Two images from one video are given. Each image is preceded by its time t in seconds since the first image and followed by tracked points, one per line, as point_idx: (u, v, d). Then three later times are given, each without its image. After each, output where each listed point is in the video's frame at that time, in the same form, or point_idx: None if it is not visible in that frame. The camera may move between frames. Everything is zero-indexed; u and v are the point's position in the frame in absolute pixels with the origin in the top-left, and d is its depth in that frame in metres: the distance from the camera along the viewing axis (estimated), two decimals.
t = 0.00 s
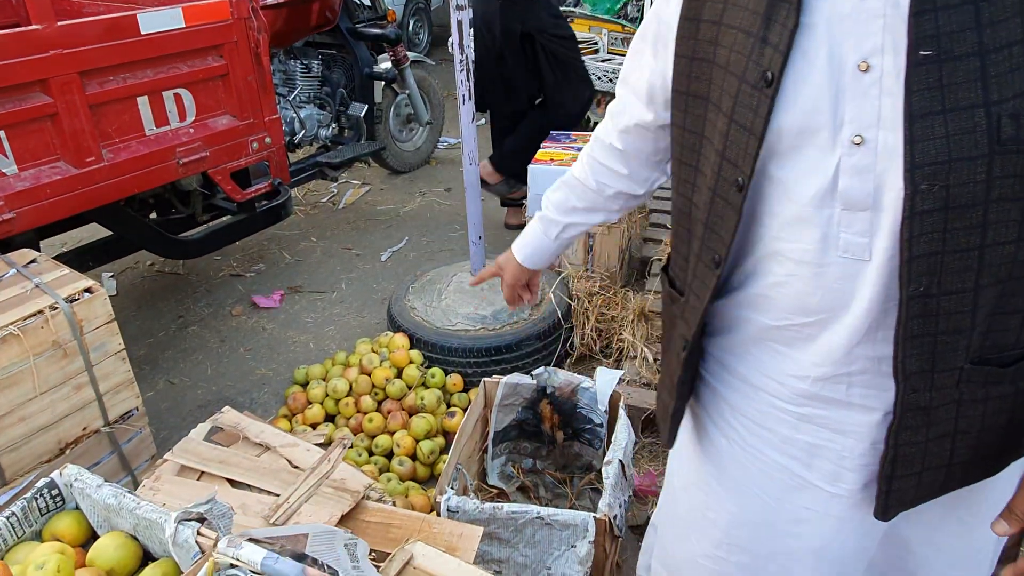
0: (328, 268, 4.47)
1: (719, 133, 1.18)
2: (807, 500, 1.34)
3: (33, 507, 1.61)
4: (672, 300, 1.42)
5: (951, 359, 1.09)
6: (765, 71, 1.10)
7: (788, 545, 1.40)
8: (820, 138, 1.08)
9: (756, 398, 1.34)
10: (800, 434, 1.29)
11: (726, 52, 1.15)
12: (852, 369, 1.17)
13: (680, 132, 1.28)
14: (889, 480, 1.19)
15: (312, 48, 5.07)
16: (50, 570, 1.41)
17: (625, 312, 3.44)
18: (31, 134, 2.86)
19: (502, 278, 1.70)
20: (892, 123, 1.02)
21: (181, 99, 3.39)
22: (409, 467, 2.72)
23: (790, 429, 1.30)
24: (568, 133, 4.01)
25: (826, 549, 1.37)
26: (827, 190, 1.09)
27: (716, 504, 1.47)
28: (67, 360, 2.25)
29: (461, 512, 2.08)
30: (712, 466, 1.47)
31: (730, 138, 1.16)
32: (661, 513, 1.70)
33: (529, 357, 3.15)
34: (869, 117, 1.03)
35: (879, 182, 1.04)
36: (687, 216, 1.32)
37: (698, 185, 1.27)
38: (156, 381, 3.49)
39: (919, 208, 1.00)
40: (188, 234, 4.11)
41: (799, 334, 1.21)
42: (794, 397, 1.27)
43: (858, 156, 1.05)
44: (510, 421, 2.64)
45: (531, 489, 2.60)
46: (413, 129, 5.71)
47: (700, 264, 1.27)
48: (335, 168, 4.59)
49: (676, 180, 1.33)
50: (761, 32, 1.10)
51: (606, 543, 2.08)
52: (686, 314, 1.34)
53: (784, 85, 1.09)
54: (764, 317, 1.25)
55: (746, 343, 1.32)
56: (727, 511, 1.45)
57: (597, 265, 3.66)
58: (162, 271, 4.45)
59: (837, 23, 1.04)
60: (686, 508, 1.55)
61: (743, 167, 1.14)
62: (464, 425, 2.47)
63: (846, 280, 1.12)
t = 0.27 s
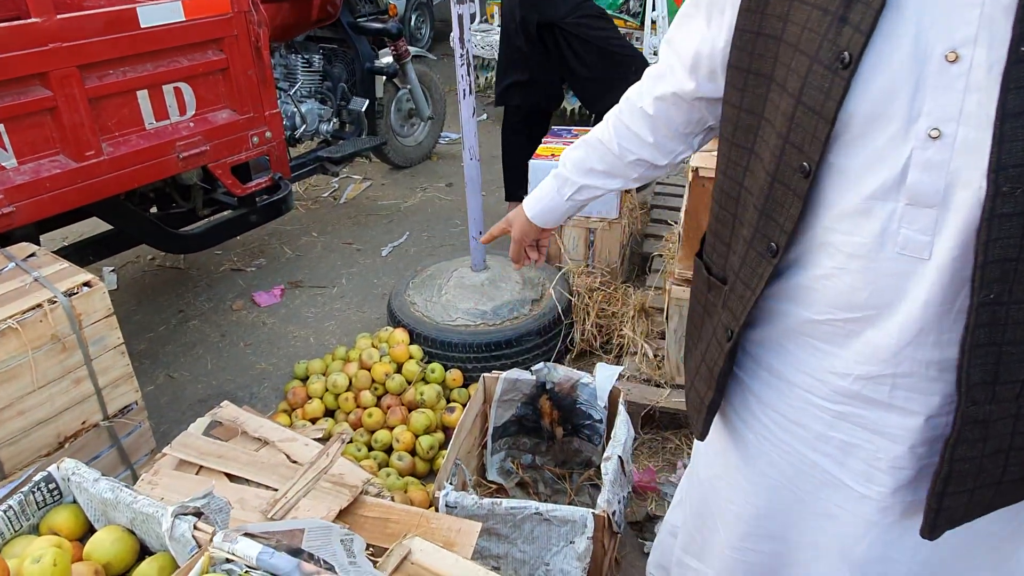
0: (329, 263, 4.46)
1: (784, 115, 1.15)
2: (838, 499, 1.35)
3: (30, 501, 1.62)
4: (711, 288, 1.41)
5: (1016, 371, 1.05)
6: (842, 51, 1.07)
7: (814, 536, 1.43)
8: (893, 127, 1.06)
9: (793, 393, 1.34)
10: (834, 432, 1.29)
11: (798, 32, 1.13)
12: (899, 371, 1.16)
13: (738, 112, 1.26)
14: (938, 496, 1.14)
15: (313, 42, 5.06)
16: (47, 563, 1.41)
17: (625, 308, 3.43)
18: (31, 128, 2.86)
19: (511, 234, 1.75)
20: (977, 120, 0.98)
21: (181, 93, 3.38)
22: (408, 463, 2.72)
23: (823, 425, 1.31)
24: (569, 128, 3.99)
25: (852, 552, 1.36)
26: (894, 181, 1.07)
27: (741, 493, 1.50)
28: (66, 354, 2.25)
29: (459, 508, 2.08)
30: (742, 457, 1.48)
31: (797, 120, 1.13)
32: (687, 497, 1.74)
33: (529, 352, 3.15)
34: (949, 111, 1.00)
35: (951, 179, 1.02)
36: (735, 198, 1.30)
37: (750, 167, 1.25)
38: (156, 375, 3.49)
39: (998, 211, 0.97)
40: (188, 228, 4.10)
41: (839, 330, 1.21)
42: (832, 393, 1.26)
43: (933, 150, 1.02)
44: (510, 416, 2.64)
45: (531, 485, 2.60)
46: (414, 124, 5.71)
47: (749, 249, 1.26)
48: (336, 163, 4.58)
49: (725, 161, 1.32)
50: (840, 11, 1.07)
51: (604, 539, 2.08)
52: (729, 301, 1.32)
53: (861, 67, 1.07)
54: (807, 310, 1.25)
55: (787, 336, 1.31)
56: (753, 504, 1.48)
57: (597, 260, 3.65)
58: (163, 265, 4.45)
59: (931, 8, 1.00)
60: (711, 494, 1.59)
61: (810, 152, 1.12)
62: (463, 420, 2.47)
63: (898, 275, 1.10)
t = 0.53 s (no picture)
0: (329, 259, 4.46)
1: (836, 106, 1.07)
2: (871, 502, 1.31)
3: (29, 497, 1.62)
4: (735, 288, 1.33)
5: None
6: (911, 38, 0.99)
7: (840, 534, 1.41)
8: (957, 121, 0.99)
9: (824, 397, 1.28)
10: (870, 435, 1.25)
11: (851, 19, 1.05)
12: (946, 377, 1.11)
13: (777, 103, 1.18)
14: (983, 500, 1.12)
15: (313, 37, 5.06)
16: (47, 558, 1.41)
17: (625, 305, 3.43)
18: (31, 123, 2.86)
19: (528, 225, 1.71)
20: None
21: (181, 89, 3.37)
22: (408, 459, 2.72)
23: (859, 430, 1.26)
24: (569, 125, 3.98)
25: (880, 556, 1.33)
26: (955, 179, 1.01)
27: (766, 497, 1.45)
28: (66, 350, 2.25)
29: (459, 504, 2.08)
30: (765, 460, 1.43)
31: (853, 111, 1.05)
32: (694, 493, 1.69)
33: (529, 349, 3.15)
34: None
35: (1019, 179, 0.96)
36: (768, 194, 1.23)
37: (790, 161, 1.18)
38: (156, 371, 3.49)
39: None
40: (188, 224, 4.10)
41: (877, 333, 1.16)
42: (873, 398, 1.21)
43: (1002, 148, 0.96)
44: (510, 413, 2.64)
45: (530, 481, 2.60)
46: (414, 120, 5.70)
47: (789, 248, 1.18)
48: (336, 159, 4.57)
49: (757, 155, 1.24)
50: None
51: (603, 535, 2.08)
52: (765, 302, 1.25)
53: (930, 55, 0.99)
54: (842, 312, 1.19)
55: (818, 340, 1.24)
56: (778, 504, 1.44)
57: (597, 257, 3.65)
58: (163, 261, 4.45)
59: None
60: (724, 497, 1.53)
61: (869, 145, 1.05)
62: (463, 416, 2.48)
63: (950, 277, 1.05)
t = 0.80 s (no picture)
0: (329, 256, 4.47)
1: (865, 102, 1.07)
2: (909, 501, 1.32)
3: (32, 493, 1.62)
4: (755, 299, 1.31)
5: None
6: (946, 26, 0.99)
7: (876, 534, 1.42)
8: (993, 113, 1.00)
9: (853, 401, 1.28)
10: (904, 436, 1.26)
11: (874, 12, 1.05)
12: (985, 372, 1.12)
13: (795, 102, 1.17)
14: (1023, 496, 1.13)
15: (313, 34, 5.06)
16: (50, 555, 1.42)
17: (625, 302, 3.44)
18: (32, 120, 2.86)
19: (512, 234, 1.73)
20: None
21: (181, 85, 3.38)
22: (408, 456, 2.72)
23: (891, 432, 1.27)
24: (570, 122, 3.98)
25: (912, 553, 1.36)
26: (991, 172, 1.01)
27: (796, 509, 1.46)
28: (67, 347, 2.25)
29: (460, 500, 2.08)
30: (792, 471, 1.43)
31: (886, 106, 1.05)
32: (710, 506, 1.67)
33: (529, 346, 3.15)
34: None
35: None
36: (791, 196, 1.22)
37: (812, 161, 1.17)
38: (157, 368, 3.50)
39: None
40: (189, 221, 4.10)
41: (907, 334, 1.16)
42: (906, 400, 1.22)
43: None
44: (510, 410, 2.64)
45: (531, 478, 2.61)
46: (414, 117, 5.70)
47: (820, 250, 1.16)
48: (336, 155, 4.57)
49: (771, 157, 1.23)
50: None
51: (603, 531, 2.09)
52: (798, 310, 1.22)
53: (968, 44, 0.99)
54: (870, 315, 1.18)
55: (845, 346, 1.24)
56: (810, 511, 1.45)
57: (598, 254, 3.65)
58: (163, 258, 4.45)
59: None
60: (750, 509, 1.53)
61: (907, 139, 1.05)
62: (463, 413, 2.48)
63: (987, 271, 1.05)
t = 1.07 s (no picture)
0: (328, 254, 4.47)
1: (835, 97, 1.09)
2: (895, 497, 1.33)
3: (31, 491, 1.62)
4: (738, 302, 1.32)
5: None
6: (909, 18, 1.02)
7: (867, 529, 1.43)
8: (958, 103, 1.02)
9: (835, 397, 1.30)
10: (885, 432, 1.28)
11: (841, 8, 1.07)
12: (960, 363, 1.13)
13: (768, 100, 1.19)
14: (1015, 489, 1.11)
15: (312, 32, 5.07)
16: (48, 552, 1.42)
17: (625, 301, 3.44)
18: (31, 119, 2.86)
19: (501, 251, 1.72)
20: None
21: (180, 84, 3.38)
22: (407, 454, 2.73)
23: (872, 426, 1.29)
24: (569, 120, 3.98)
25: (898, 551, 1.36)
26: (958, 161, 1.03)
27: (788, 506, 1.48)
28: (67, 345, 2.26)
29: (458, 498, 2.08)
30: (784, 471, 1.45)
31: (856, 99, 1.07)
32: (712, 514, 1.70)
33: (528, 344, 3.15)
34: None
35: None
36: (769, 194, 1.23)
37: (787, 159, 1.19)
38: (156, 366, 3.50)
39: None
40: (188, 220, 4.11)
41: (881, 327, 1.18)
42: (884, 394, 1.24)
43: (1006, 125, 0.98)
44: (509, 408, 2.65)
45: (529, 476, 2.61)
46: (413, 115, 5.70)
47: (798, 246, 1.18)
48: (336, 154, 4.57)
49: (748, 156, 1.25)
50: None
51: (602, 529, 2.09)
52: (784, 310, 1.24)
53: (930, 34, 1.02)
54: (846, 310, 1.20)
55: (826, 342, 1.26)
56: (802, 507, 1.48)
57: (597, 252, 3.66)
58: (163, 256, 4.46)
59: None
60: (747, 510, 1.55)
61: (877, 130, 1.07)
62: (463, 411, 2.48)
63: (960, 260, 1.07)
